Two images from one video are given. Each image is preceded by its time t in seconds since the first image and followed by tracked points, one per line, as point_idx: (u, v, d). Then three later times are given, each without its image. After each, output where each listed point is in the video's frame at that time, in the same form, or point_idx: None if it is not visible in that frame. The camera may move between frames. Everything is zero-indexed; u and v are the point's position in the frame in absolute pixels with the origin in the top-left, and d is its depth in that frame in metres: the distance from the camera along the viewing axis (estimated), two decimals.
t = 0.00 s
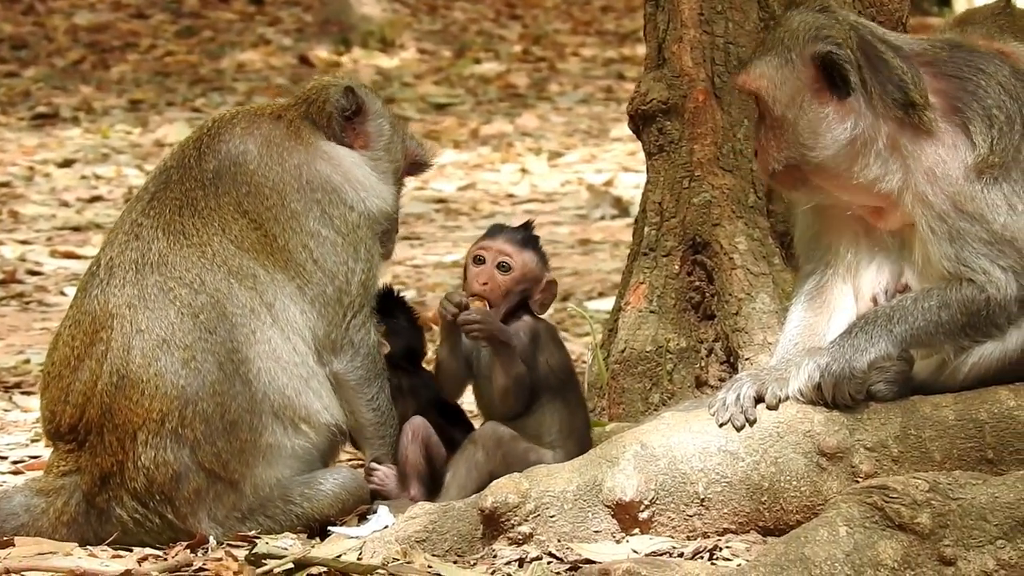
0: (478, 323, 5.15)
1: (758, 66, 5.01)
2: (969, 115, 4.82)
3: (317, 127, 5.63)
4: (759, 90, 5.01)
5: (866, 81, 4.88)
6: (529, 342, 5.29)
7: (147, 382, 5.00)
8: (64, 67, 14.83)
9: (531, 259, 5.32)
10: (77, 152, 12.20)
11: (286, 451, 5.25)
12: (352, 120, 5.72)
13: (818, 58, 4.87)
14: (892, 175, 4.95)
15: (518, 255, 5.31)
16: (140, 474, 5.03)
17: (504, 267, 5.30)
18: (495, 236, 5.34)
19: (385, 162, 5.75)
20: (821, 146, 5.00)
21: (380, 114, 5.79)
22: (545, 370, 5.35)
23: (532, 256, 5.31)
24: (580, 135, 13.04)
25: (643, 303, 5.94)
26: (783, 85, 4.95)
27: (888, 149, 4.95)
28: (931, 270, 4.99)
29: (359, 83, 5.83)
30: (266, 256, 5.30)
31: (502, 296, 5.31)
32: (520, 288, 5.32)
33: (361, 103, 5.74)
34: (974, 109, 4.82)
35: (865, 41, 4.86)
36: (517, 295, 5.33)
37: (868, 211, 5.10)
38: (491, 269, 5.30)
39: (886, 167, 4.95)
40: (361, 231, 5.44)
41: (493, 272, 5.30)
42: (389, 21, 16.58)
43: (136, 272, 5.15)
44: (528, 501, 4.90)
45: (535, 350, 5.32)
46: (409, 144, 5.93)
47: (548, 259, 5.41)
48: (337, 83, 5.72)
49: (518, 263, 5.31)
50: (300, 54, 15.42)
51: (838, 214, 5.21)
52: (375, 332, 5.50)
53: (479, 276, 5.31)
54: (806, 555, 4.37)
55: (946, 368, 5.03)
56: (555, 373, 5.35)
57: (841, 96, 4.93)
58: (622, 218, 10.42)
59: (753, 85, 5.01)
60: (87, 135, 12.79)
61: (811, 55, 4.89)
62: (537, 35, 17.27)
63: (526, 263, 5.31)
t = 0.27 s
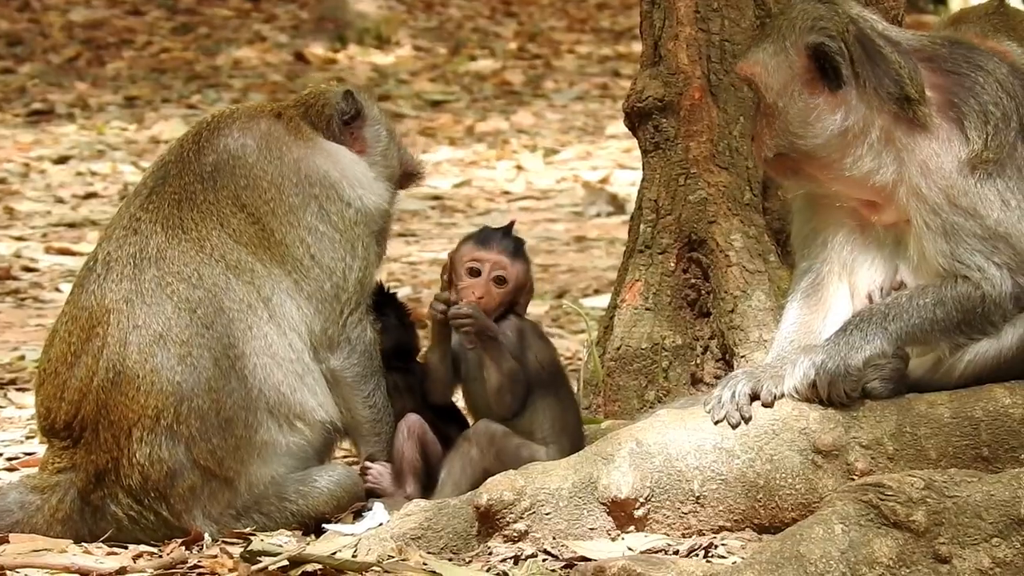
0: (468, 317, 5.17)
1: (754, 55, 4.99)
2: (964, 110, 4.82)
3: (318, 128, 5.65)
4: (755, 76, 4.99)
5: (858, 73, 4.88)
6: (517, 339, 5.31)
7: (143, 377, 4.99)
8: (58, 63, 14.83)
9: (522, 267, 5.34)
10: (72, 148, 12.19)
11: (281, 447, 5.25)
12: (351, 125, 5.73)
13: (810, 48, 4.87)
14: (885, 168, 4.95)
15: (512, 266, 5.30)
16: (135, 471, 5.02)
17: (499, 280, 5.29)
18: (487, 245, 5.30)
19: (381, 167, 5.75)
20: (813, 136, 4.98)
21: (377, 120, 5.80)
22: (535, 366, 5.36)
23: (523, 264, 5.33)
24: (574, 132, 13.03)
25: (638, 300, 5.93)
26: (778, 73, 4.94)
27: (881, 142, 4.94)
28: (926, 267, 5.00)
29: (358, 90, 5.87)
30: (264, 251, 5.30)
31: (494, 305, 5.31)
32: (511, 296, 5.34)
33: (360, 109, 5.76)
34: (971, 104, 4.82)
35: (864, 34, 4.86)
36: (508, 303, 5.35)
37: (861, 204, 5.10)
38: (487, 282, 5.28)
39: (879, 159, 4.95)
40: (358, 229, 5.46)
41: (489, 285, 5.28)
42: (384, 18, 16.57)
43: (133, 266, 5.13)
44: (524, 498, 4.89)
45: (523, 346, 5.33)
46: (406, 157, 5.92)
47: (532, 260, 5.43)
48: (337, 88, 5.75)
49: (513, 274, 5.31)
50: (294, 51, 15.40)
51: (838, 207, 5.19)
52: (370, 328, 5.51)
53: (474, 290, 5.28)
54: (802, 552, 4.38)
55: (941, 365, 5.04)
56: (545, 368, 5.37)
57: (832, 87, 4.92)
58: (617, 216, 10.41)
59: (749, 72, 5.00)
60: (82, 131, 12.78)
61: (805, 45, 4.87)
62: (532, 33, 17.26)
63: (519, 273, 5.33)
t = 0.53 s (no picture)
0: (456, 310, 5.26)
1: (748, 54, 4.96)
2: (958, 107, 4.80)
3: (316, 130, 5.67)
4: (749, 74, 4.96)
5: (851, 71, 4.86)
6: (511, 333, 5.29)
7: (138, 373, 4.96)
8: (51, 60, 14.83)
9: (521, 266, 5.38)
10: (64, 145, 12.19)
11: (276, 445, 5.23)
12: (343, 131, 5.74)
13: (802, 47, 4.83)
14: (879, 165, 4.93)
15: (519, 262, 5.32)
16: (129, 468, 5.00)
17: (507, 274, 5.29)
18: (494, 238, 5.31)
19: (372, 173, 5.73)
20: (806, 135, 4.97)
21: (369, 128, 5.80)
22: (531, 361, 5.33)
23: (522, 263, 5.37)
24: (567, 131, 13.01)
25: (632, 299, 5.92)
26: (770, 71, 4.91)
27: (875, 139, 4.93)
28: (920, 265, 4.99)
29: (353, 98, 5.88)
30: (260, 247, 5.28)
31: (497, 300, 5.30)
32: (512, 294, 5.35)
33: (353, 114, 5.76)
34: (965, 101, 4.79)
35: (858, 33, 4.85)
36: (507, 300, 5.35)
37: (854, 202, 5.09)
38: (496, 274, 5.28)
39: (871, 157, 4.93)
40: (354, 226, 5.45)
41: (497, 278, 5.28)
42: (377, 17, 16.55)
43: (129, 262, 5.11)
44: (517, 497, 4.87)
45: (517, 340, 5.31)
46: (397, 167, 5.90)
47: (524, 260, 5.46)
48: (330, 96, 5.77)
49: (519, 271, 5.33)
50: (286, 50, 15.40)
51: (830, 205, 5.19)
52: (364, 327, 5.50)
53: (485, 280, 5.26)
54: (796, 552, 4.36)
55: (935, 364, 5.02)
56: (540, 362, 5.34)
57: (823, 87, 4.89)
58: (610, 213, 10.40)
59: (742, 71, 4.98)
60: (75, 128, 12.78)
61: (796, 43, 4.84)
62: (524, 31, 17.24)
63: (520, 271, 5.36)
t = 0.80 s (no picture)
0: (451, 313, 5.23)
1: (744, 52, 4.96)
2: (955, 107, 4.81)
3: (316, 133, 5.69)
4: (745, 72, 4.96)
5: (847, 70, 4.86)
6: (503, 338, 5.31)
7: (136, 371, 4.95)
8: (47, 60, 14.84)
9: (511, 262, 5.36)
10: (61, 146, 12.19)
11: (273, 444, 5.22)
12: (338, 134, 5.75)
13: (798, 45, 4.84)
14: (875, 164, 4.92)
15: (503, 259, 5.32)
16: (125, 467, 4.99)
17: (491, 271, 5.30)
18: (475, 240, 5.33)
19: (368, 176, 5.73)
20: (803, 133, 4.95)
21: (365, 131, 5.80)
22: (524, 363, 5.35)
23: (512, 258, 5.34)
24: (563, 131, 13.01)
25: (628, 299, 5.91)
26: (766, 68, 4.90)
27: (870, 139, 4.92)
28: (917, 265, 4.99)
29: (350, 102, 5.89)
30: (259, 246, 5.27)
31: (486, 299, 5.32)
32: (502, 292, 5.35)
33: (349, 117, 5.76)
34: (962, 101, 4.80)
35: (855, 32, 4.85)
36: (497, 298, 5.35)
37: (849, 202, 5.08)
38: (480, 272, 5.29)
39: (867, 156, 4.92)
40: (352, 228, 5.45)
41: (481, 276, 5.29)
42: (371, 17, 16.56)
43: (127, 260, 5.10)
44: (513, 497, 4.86)
45: (511, 344, 5.33)
46: (393, 170, 5.90)
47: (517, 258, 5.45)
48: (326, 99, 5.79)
49: (503, 267, 5.32)
50: (282, 49, 15.40)
51: (825, 204, 5.17)
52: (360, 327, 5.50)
53: (469, 280, 5.29)
54: (792, 553, 4.33)
55: (932, 365, 5.02)
56: (534, 363, 5.36)
57: (819, 85, 4.89)
58: (606, 214, 10.39)
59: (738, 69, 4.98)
60: (70, 129, 12.77)
61: (793, 41, 4.84)
62: (520, 31, 17.24)
63: (510, 267, 5.34)
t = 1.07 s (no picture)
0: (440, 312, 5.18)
1: (741, 52, 4.95)
2: (952, 108, 4.81)
3: (314, 137, 5.69)
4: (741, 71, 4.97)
5: (843, 71, 4.86)
6: (498, 338, 5.30)
7: (133, 371, 4.96)
8: (43, 61, 14.84)
9: (504, 257, 5.29)
10: (58, 146, 12.19)
11: (270, 445, 5.21)
12: (336, 138, 5.73)
13: (797, 43, 4.85)
14: (870, 164, 4.93)
15: (492, 255, 5.27)
16: (122, 467, 4.99)
17: (477, 270, 5.27)
18: (466, 238, 5.32)
19: (366, 179, 5.73)
20: (800, 133, 4.95)
21: (363, 134, 5.79)
22: (518, 364, 5.32)
23: (505, 253, 5.28)
24: (559, 132, 13.00)
25: (625, 300, 5.89)
26: (763, 68, 4.89)
27: (866, 139, 4.93)
28: (913, 266, 4.98)
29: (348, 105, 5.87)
30: (256, 247, 5.27)
31: (481, 297, 5.30)
32: (497, 287, 5.31)
33: (347, 121, 5.75)
34: (959, 102, 4.80)
35: (853, 33, 4.87)
36: (494, 293, 5.32)
37: (846, 202, 5.08)
38: (466, 273, 5.28)
39: (863, 156, 4.93)
40: (351, 230, 5.45)
41: (467, 276, 5.28)
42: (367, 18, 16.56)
43: (125, 260, 5.11)
44: (510, 499, 4.87)
45: (505, 344, 5.31)
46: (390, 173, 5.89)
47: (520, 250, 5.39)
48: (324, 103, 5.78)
49: (493, 263, 5.27)
50: (279, 50, 15.40)
51: (823, 203, 5.17)
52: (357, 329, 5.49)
53: (456, 282, 5.30)
54: (788, 554, 4.35)
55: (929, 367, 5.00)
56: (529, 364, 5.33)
57: (816, 85, 4.89)
58: (603, 216, 10.38)
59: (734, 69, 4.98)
60: (68, 130, 12.77)
61: (791, 42, 4.85)
62: (517, 33, 17.25)
63: (501, 263, 5.28)
